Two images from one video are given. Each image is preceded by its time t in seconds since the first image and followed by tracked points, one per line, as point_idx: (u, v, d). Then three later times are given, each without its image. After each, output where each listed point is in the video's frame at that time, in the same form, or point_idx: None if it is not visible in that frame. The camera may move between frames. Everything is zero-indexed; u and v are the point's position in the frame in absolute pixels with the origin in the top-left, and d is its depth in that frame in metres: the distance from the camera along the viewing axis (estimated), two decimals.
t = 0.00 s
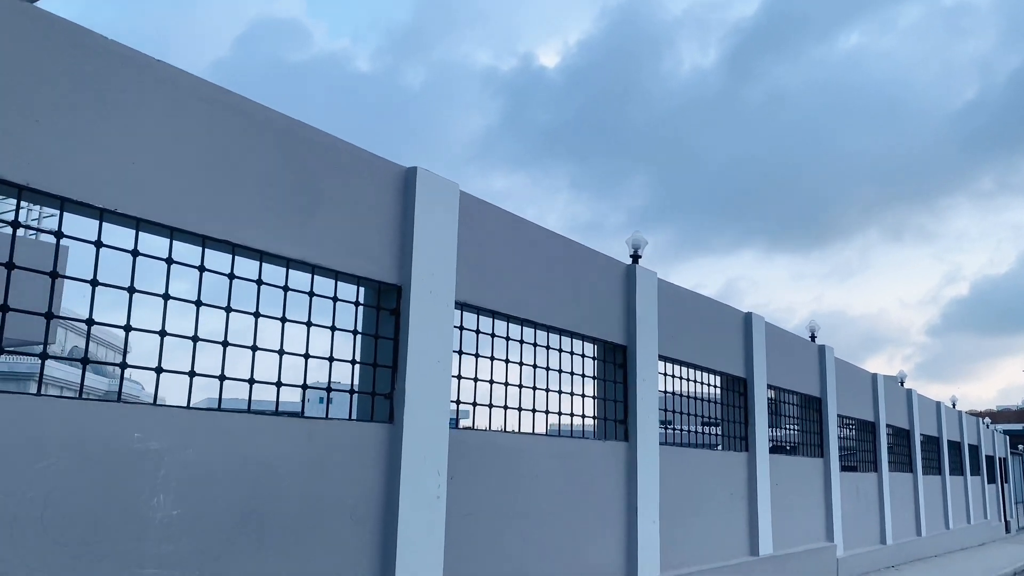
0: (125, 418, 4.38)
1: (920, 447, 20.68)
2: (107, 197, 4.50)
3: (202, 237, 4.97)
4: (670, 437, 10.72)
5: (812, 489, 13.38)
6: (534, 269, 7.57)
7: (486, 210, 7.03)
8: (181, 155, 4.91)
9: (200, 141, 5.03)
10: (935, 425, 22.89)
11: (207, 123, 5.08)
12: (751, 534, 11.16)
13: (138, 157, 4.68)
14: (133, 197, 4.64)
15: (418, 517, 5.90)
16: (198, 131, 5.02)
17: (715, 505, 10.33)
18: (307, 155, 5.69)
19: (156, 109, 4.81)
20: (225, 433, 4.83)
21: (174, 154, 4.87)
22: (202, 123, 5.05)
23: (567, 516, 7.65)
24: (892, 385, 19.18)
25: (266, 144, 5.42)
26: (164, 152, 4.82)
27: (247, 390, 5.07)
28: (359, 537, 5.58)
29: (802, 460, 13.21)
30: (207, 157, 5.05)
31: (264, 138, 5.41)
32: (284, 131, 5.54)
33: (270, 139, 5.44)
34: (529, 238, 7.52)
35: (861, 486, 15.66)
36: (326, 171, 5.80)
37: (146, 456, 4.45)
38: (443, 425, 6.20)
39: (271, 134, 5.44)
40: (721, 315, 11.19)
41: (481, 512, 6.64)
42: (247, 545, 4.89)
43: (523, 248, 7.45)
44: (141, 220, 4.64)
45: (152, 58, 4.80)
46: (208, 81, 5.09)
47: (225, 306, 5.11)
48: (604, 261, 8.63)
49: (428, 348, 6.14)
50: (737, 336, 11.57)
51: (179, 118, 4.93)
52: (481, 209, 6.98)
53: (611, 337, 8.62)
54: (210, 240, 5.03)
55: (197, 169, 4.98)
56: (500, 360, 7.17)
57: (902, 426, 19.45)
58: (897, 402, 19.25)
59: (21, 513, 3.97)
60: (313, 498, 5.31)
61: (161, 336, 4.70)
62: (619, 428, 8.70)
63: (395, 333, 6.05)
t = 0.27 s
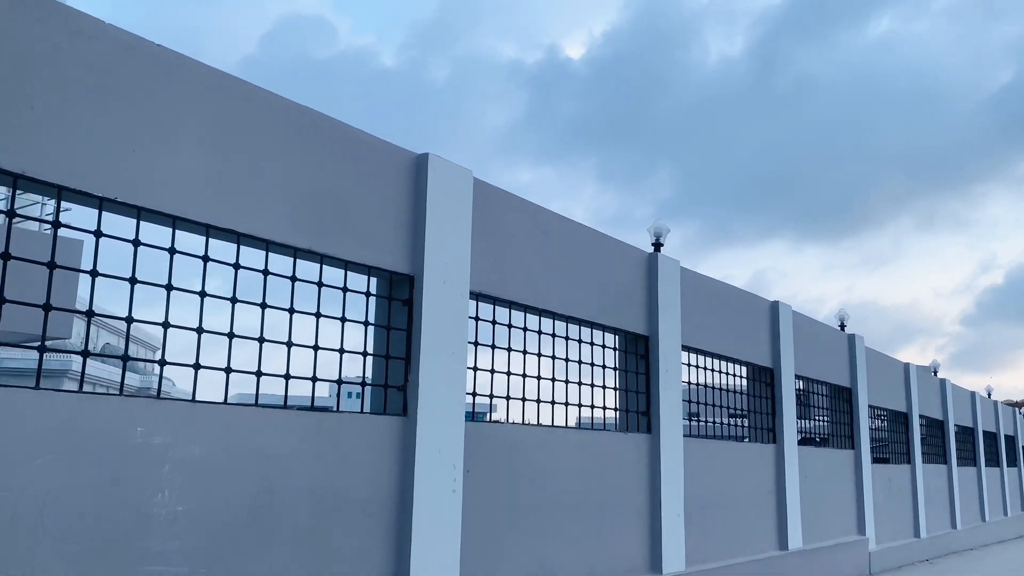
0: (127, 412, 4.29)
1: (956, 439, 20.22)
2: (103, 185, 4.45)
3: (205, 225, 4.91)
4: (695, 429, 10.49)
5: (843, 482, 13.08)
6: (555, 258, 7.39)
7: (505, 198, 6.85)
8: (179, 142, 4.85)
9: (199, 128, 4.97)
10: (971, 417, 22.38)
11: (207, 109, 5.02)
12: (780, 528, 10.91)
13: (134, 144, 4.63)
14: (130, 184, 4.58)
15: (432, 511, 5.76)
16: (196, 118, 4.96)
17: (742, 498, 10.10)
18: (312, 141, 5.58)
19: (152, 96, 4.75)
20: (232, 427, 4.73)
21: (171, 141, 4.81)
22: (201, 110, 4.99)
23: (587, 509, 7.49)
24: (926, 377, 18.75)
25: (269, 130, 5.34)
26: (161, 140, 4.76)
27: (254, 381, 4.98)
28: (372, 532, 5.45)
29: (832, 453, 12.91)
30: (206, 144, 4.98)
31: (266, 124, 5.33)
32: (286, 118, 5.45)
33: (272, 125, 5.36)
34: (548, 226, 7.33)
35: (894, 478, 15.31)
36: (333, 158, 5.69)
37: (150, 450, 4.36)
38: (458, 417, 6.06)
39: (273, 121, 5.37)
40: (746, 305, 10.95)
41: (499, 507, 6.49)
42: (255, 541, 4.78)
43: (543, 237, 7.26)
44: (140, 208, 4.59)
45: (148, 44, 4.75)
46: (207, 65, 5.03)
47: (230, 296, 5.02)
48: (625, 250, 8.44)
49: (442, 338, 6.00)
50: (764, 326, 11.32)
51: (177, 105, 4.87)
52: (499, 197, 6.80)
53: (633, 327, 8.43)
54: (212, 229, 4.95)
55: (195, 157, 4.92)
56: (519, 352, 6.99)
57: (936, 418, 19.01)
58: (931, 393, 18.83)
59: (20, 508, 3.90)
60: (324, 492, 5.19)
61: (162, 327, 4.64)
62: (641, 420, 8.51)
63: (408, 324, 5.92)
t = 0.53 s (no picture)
0: (125, 407, 4.20)
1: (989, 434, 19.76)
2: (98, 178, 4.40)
3: (204, 218, 4.85)
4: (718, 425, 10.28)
5: (872, 478, 12.79)
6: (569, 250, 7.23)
7: (515, 189, 6.70)
8: (178, 133, 4.79)
9: (198, 119, 4.90)
10: (1005, 412, 21.88)
11: (206, 100, 4.95)
12: (807, 526, 10.67)
13: (129, 136, 4.57)
14: (127, 176, 4.53)
15: (443, 508, 5.63)
16: (195, 109, 4.89)
17: (767, 495, 9.87)
18: (315, 133, 5.49)
19: (149, 87, 4.69)
20: (233, 424, 4.63)
21: (168, 131, 4.75)
22: (200, 101, 4.92)
23: (606, 507, 7.33)
24: (958, 371, 18.34)
25: (269, 120, 5.25)
26: (158, 131, 4.69)
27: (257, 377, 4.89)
28: (381, 530, 5.34)
29: (861, 449, 12.62)
30: (205, 136, 4.91)
31: (267, 114, 5.25)
32: (289, 107, 5.37)
33: (274, 115, 5.28)
34: (561, 217, 7.18)
35: (925, 475, 14.96)
36: (338, 149, 5.58)
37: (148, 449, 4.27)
38: (469, 412, 5.93)
39: (274, 111, 5.29)
40: (769, 297, 10.70)
41: (513, 505, 6.35)
42: (259, 540, 4.68)
43: (556, 229, 7.11)
44: (138, 199, 4.55)
45: (144, 35, 4.70)
46: (204, 54, 4.96)
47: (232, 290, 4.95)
48: (642, 241, 8.26)
49: (452, 332, 5.87)
50: (788, 319, 11.08)
51: (175, 95, 4.80)
52: (510, 188, 6.65)
53: (651, 320, 8.25)
54: (213, 221, 4.89)
55: (195, 148, 4.85)
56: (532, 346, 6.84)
57: (969, 413, 18.59)
58: (963, 388, 18.41)
59: (14, 508, 3.81)
60: (330, 490, 5.08)
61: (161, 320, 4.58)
62: (661, 416, 8.33)
63: (417, 317, 5.80)
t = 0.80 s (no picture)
0: (111, 412, 4.09)
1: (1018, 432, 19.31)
2: (84, 176, 4.28)
3: (195, 216, 4.73)
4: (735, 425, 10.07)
5: (896, 478, 12.49)
6: (577, 247, 7.06)
7: (520, 185, 6.54)
8: (168, 131, 4.66)
9: (189, 116, 4.77)
10: None
11: (197, 96, 4.82)
12: (828, 528, 10.41)
13: (116, 132, 4.45)
14: (114, 174, 4.40)
15: (446, 513, 5.48)
16: (186, 105, 4.76)
17: (786, 497, 9.63)
18: (311, 128, 5.35)
19: (137, 83, 4.57)
20: (224, 428, 4.50)
21: (157, 127, 4.62)
22: (191, 97, 4.80)
23: (617, 510, 7.14)
24: (984, 368, 17.93)
25: (263, 115, 5.12)
26: (146, 128, 4.57)
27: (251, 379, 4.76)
28: (381, 536, 5.19)
29: (884, 448, 12.32)
30: (196, 133, 4.79)
31: (261, 110, 5.11)
32: (284, 103, 5.24)
33: (268, 111, 5.15)
34: (568, 214, 7.01)
35: (951, 475, 14.61)
36: (334, 145, 5.45)
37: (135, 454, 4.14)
38: (472, 414, 5.77)
39: (268, 107, 5.15)
40: (787, 294, 10.46)
41: (519, 509, 6.18)
42: (253, 547, 4.55)
43: (563, 226, 6.94)
44: (124, 198, 4.42)
45: (132, 29, 4.58)
46: (195, 48, 4.83)
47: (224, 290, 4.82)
48: (653, 238, 8.06)
49: (454, 332, 5.73)
50: (807, 316, 10.82)
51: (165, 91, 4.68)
52: (515, 184, 6.49)
53: (664, 319, 8.05)
54: (204, 219, 4.77)
55: (186, 145, 4.73)
56: (539, 345, 6.68)
57: (996, 412, 18.17)
58: (990, 386, 18.00)
59: None
60: (328, 495, 4.94)
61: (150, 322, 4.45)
62: (675, 416, 8.13)
63: (417, 317, 5.65)
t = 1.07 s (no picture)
0: (94, 411, 3.97)
1: None
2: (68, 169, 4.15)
3: (183, 211, 4.59)
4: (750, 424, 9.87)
5: (915, 478, 12.23)
6: (583, 243, 6.90)
7: (523, 179, 6.39)
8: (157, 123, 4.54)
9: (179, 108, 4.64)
10: None
11: (187, 87, 4.69)
12: (845, 529, 10.18)
13: (102, 125, 4.31)
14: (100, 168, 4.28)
15: (446, 514, 5.34)
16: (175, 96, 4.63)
17: (800, 497, 9.42)
18: (306, 120, 5.21)
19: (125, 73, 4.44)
20: (213, 428, 4.38)
21: (144, 121, 4.49)
22: (181, 88, 4.67)
23: (626, 511, 6.98)
24: (1006, 366, 17.58)
25: (255, 107, 4.98)
26: (134, 120, 4.44)
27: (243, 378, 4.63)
28: (379, 538, 5.06)
29: (902, 448, 12.07)
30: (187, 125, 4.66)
31: (253, 101, 4.97)
32: (277, 95, 5.10)
33: (261, 103, 5.02)
34: (574, 208, 6.85)
35: (972, 475, 14.32)
36: (330, 138, 5.31)
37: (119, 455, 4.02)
38: (473, 412, 5.63)
39: (261, 99, 5.02)
40: (802, 290, 10.24)
41: (523, 510, 6.04)
42: (243, 550, 4.42)
43: (568, 220, 6.78)
44: (110, 192, 4.29)
45: (118, 19, 4.45)
46: (185, 39, 4.70)
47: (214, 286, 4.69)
48: (662, 232, 7.88)
49: (454, 328, 5.58)
50: (822, 313, 10.59)
51: (153, 83, 4.55)
52: (517, 178, 6.35)
53: (673, 315, 7.87)
54: (193, 213, 4.63)
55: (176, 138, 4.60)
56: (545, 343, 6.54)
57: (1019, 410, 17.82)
58: (1013, 384, 17.65)
59: None
60: (323, 496, 4.82)
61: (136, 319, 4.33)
62: (686, 415, 7.95)
63: (417, 313, 5.52)
